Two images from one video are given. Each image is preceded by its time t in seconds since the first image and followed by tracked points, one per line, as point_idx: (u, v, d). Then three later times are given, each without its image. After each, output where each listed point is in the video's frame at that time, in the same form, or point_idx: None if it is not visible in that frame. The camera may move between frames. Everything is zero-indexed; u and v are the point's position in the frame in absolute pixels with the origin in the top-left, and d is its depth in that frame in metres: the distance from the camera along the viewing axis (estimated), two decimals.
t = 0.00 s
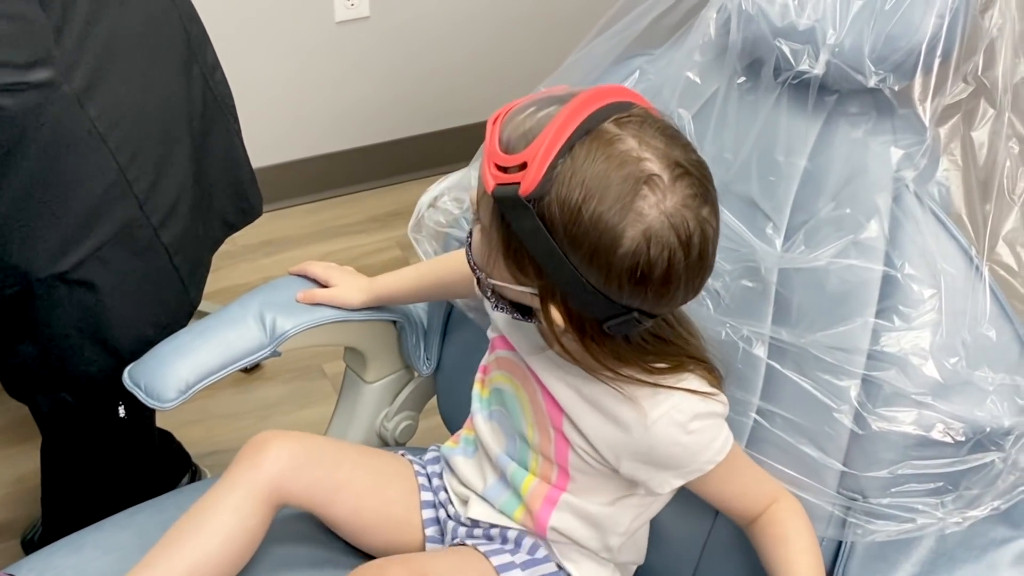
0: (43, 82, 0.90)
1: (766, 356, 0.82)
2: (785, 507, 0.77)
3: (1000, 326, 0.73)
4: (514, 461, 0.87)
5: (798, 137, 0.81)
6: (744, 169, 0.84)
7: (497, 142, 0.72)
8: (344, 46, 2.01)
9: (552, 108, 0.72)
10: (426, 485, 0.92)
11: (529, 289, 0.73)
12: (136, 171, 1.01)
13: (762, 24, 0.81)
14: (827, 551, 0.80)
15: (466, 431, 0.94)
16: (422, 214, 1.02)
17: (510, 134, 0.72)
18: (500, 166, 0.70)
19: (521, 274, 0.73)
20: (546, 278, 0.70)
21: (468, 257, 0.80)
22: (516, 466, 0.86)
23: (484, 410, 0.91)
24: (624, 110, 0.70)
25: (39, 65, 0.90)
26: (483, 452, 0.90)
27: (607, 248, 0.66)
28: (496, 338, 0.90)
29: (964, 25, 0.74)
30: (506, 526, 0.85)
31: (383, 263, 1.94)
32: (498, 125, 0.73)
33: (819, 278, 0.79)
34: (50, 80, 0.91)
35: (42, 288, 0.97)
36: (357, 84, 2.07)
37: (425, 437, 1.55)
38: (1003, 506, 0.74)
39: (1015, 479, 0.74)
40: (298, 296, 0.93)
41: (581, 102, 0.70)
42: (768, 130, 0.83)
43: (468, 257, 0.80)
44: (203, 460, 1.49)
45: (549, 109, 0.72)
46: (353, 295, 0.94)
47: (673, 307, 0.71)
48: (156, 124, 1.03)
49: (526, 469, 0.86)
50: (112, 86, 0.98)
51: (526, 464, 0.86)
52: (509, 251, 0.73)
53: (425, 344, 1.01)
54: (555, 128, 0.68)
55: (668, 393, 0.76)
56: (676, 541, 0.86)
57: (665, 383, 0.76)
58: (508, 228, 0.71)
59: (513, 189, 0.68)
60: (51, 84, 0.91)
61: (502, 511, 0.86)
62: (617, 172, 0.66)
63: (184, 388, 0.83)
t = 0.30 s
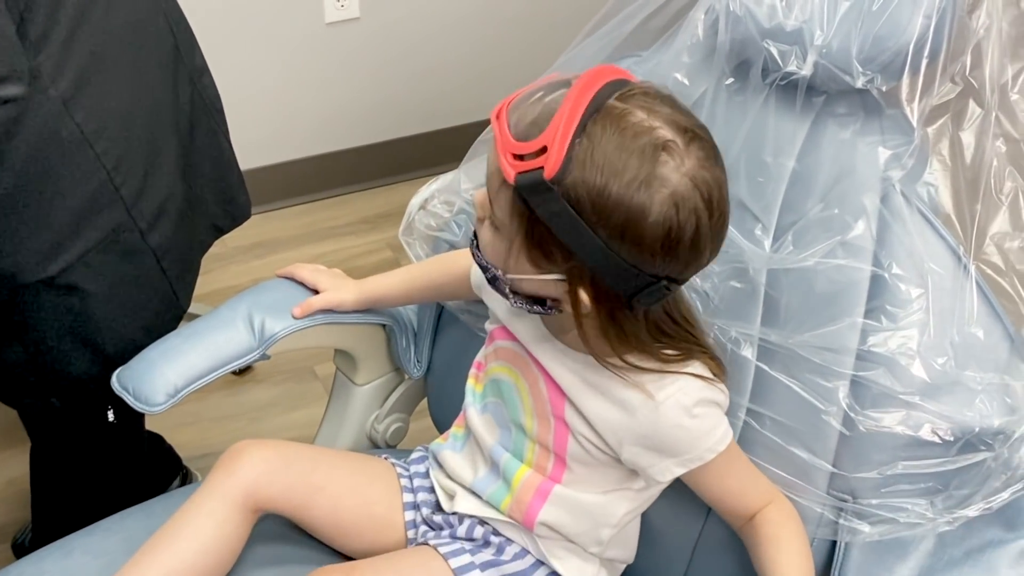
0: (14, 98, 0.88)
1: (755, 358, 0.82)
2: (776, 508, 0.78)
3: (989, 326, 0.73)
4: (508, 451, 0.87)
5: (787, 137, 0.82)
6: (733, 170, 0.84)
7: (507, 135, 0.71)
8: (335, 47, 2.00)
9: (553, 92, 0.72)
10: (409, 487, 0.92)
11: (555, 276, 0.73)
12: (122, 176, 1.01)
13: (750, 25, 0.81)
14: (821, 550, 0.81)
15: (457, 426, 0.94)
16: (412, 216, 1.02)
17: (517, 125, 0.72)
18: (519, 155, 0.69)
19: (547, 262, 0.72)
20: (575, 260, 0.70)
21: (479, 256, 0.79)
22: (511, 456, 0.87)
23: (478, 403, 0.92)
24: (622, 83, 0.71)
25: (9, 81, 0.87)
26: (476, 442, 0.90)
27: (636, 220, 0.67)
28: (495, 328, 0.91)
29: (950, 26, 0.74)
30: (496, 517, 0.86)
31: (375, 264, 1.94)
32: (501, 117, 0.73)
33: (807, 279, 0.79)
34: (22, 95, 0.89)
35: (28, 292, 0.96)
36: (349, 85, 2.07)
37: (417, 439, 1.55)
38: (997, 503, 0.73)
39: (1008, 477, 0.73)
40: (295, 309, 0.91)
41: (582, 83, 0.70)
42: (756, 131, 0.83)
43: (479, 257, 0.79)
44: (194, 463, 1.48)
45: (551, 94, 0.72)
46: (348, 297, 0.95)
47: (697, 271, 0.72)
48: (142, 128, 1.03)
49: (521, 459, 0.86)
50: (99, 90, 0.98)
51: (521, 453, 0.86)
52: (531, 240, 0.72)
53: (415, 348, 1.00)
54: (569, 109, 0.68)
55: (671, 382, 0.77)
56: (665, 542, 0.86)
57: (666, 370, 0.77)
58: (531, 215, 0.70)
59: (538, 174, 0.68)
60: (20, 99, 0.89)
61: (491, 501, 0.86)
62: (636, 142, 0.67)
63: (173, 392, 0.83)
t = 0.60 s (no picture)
0: None
1: (745, 356, 0.82)
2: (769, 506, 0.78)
3: (979, 324, 0.73)
4: (503, 452, 0.87)
5: (777, 136, 0.82)
6: (722, 170, 0.85)
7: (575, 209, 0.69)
8: (327, 47, 2.00)
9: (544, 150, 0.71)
10: (402, 488, 0.91)
11: (654, 271, 0.75)
12: (112, 176, 1.01)
13: (740, 24, 0.81)
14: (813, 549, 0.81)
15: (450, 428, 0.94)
16: (403, 216, 1.01)
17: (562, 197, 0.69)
18: (619, 209, 0.68)
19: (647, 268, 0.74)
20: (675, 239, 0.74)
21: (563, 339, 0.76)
22: (506, 456, 0.87)
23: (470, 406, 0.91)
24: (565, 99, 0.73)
25: None
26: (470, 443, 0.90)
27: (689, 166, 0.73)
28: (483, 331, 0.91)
29: (940, 24, 0.74)
30: (492, 519, 0.86)
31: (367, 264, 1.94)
32: (548, 214, 0.69)
33: (797, 277, 0.79)
34: None
35: (19, 295, 0.94)
36: (341, 85, 2.07)
37: (409, 439, 1.55)
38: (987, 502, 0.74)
39: (998, 474, 0.73)
40: (286, 305, 0.92)
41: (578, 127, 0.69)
42: (746, 129, 0.83)
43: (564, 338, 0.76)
44: (187, 464, 1.48)
45: (537, 154, 0.71)
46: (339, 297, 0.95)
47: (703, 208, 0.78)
48: (133, 128, 1.03)
49: (517, 459, 0.86)
50: (88, 90, 0.98)
51: (517, 454, 0.86)
52: (637, 263, 0.73)
53: (406, 348, 1.00)
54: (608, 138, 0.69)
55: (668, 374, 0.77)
56: (656, 542, 0.86)
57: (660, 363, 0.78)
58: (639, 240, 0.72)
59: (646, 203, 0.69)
60: None
61: (487, 503, 0.86)
62: (653, 115, 0.72)
63: (163, 393, 0.82)
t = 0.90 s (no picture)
0: None
1: (734, 355, 0.82)
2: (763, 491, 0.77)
3: (965, 321, 0.74)
4: (512, 468, 0.83)
5: (764, 134, 0.82)
6: (710, 167, 0.85)
7: (670, 237, 0.68)
8: (319, 46, 2.00)
9: (592, 224, 0.66)
10: (410, 491, 0.88)
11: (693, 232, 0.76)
12: (99, 176, 1.00)
13: (727, 22, 0.82)
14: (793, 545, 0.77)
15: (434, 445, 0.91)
16: (391, 215, 1.02)
17: (648, 238, 0.68)
18: (691, 202, 0.69)
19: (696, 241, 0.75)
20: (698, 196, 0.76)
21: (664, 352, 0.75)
22: (516, 473, 0.83)
23: (464, 430, 0.87)
24: (535, 181, 0.69)
25: None
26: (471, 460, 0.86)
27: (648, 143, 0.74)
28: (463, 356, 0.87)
29: (926, 22, 0.74)
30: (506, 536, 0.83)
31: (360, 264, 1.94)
32: (659, 259, 0.66)
33: (785, 274, 0.80)
34: None
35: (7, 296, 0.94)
36: (334, 85, 2.07)
37: (402, 439, 1.55)
38: (969, 499, 0.72)
39: (979, 473, 0.72)
40: (280, 301, 0.93)
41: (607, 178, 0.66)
42: (733, 126, 0.84)
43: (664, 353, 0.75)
44: (178, 463, 1.48)
45: (603, 232, 0.66)
46: (328, 299, 0.94)
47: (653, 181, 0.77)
48: (120, 128, 1.03)
49: (528, 475, 0.83)
50: (72, 90, 0.97)
51: (527, 470, 0.83)
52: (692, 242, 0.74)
53: (396, 346, 1.00)
54: (633, 166, 0.67)
55: (681, 333, 0.78)
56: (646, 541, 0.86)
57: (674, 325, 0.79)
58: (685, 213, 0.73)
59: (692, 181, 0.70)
60: None
61: (501, 520, 0.83)
62: (595, 131, 0.70)
63: (152, 392, 0.82)
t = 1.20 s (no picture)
0: None
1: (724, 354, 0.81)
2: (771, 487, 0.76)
3: (962, 317, 0.74)
4: (551, 500, 0.81)
5: (759, 131, 0.82)
6: (706, 163, 0.85)
7: (699, 258, 0.66)
8: (313, 44, 1.99)
9: (619, 262, 0.64)
10: (431, 508, 0.84)
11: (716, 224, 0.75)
12: (88, 177, 1.00)
13: (721, 17, 0.81)
14: (789, 545, 0.77)
15: (445, 455, 0.88)
16: (384, 212, 1.00)
17: (676, 263, 0.66)
18: (713, 212, 0.67)
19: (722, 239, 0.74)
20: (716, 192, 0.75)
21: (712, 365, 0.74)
22: (556, 505, 0.81)
23: (494, 464, 0.83)
24: (547, 232, 0.66)
25: None
26: (504, 492, 0.83)
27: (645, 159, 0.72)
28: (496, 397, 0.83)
29: (922, 18, 0.74)
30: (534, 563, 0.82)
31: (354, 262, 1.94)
32: (698, 280, 0.65)
33: (782, 272, 0.80)
34: None
35: None
36: (328, 84, 2.06)
37: (396, 437, 1.54)
38: (966, 496, 0.71)
39: (976, 470, 0.72)
40: (272, 292, 0.93)
41: (621, 211, 0.64)
42: (727, 123, 0.84)
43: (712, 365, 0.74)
44: (172, 463, 1.48)
45: (631, 265, 0.64)
46: (316, 305, 0.93)
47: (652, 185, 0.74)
48: (111, 128, 1.02)
49: (570, 507, 0.81)
50: (62, 89, 0.97)
51: (569, 502, 0.81)
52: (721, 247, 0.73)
53: (391, 344, 0.98)
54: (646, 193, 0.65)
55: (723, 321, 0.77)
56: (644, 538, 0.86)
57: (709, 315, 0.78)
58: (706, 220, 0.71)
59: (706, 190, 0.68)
60: None
61: (533, 547, 0.82)
62: (596, 165, 0.68)
63: (145, 391, 0.82)
